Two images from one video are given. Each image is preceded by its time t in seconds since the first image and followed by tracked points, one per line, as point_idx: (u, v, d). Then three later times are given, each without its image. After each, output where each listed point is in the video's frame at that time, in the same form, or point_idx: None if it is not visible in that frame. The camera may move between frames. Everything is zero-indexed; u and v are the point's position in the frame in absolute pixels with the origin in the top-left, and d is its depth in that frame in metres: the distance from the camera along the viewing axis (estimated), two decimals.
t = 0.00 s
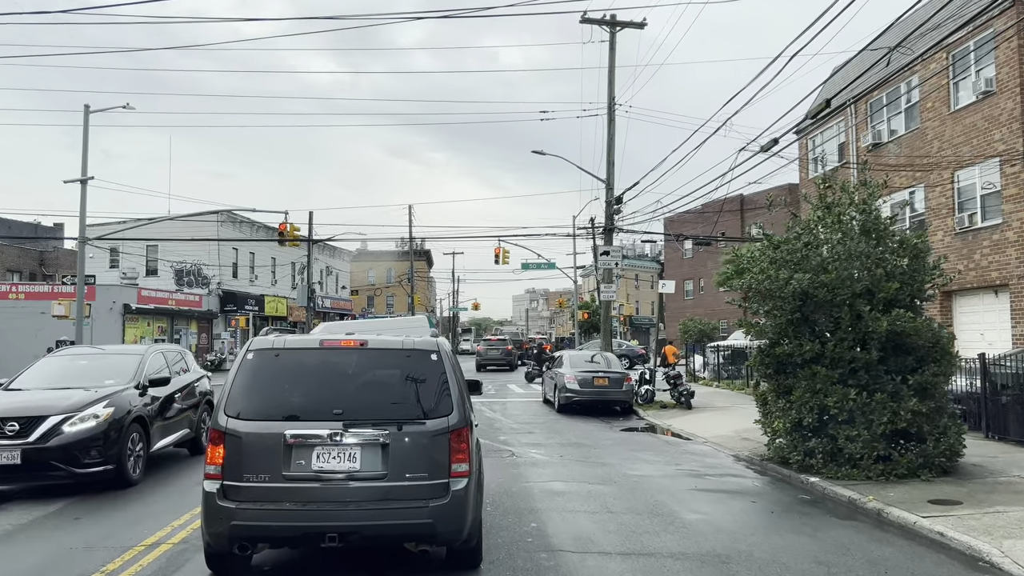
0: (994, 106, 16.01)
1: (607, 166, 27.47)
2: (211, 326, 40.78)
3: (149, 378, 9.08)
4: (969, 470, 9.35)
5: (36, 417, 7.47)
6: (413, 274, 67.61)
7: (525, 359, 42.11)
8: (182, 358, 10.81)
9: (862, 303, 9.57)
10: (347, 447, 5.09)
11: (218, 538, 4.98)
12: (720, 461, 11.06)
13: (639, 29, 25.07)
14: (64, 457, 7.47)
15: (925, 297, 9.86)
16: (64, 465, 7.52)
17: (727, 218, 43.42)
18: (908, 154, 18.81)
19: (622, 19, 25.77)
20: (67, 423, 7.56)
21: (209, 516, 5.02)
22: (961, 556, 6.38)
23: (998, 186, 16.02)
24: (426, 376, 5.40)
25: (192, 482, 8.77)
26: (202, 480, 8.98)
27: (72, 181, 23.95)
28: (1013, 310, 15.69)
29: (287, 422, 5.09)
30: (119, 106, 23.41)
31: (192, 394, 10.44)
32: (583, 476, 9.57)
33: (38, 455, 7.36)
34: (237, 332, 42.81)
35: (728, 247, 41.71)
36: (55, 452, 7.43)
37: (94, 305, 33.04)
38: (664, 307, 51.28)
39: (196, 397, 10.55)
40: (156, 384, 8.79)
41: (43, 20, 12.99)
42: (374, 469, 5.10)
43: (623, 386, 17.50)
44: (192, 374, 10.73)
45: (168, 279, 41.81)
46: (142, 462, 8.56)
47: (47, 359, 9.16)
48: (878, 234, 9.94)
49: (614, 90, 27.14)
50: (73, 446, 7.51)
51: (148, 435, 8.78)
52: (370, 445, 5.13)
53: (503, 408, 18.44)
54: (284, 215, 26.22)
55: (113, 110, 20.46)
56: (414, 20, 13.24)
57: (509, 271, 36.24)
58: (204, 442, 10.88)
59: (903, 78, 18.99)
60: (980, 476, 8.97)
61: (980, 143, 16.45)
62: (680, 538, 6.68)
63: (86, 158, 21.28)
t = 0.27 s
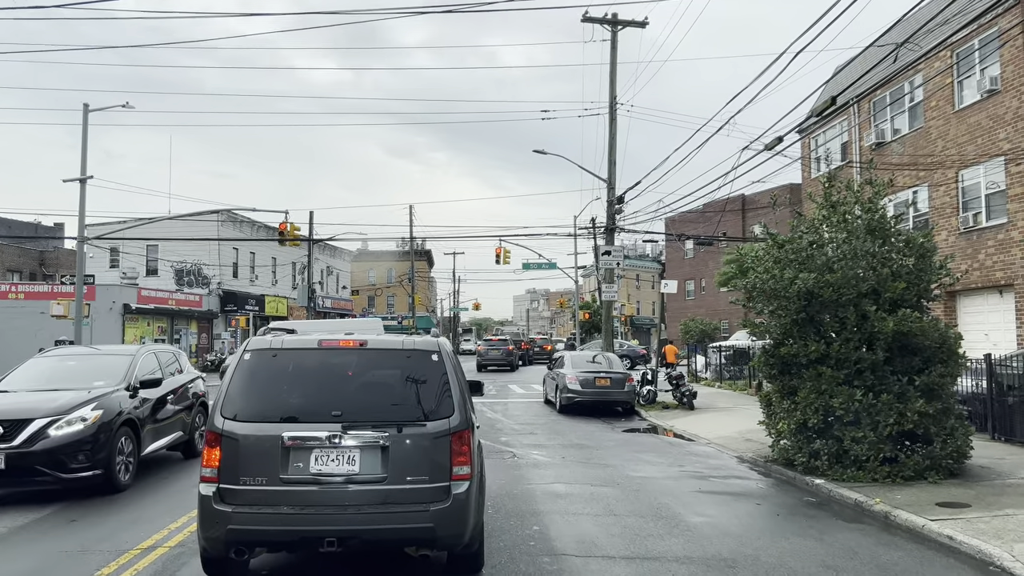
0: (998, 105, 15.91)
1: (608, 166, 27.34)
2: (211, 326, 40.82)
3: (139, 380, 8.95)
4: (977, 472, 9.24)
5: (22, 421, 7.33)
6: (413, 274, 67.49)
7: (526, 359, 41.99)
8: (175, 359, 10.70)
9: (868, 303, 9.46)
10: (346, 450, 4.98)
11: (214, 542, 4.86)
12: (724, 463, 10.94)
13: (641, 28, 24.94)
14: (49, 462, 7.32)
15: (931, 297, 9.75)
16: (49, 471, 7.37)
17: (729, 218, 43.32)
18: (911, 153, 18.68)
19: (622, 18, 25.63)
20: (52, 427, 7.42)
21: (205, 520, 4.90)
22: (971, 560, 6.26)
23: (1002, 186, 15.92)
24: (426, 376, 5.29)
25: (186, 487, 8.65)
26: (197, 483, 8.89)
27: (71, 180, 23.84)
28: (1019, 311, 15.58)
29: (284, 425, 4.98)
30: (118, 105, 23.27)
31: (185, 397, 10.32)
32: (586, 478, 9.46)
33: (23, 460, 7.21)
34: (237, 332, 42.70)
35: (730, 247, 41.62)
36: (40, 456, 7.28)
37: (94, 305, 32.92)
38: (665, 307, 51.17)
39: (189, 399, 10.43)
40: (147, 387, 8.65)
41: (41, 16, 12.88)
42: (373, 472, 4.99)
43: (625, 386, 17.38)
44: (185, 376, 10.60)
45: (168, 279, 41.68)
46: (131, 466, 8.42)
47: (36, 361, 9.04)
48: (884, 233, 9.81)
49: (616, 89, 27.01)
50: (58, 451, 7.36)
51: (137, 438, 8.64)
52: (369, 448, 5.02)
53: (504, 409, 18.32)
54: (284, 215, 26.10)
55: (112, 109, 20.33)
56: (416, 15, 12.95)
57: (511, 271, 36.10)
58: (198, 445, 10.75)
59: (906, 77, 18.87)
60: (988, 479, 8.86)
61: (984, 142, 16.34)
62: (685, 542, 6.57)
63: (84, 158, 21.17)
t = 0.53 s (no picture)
0: (1002, 104, 15.83)
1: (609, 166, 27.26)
2: (211, 326, 40.80)
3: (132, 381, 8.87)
4: (981, 474, 9.17)
5: (13, 423, 7.26)
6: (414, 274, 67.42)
7: (527, 360, 41.91)
8: (170, 360, 10.63)
9: (872, 303, 9.37)
10: (344, 452, 4.91)
11: (210, 545, 4.78)
12: (726, 464, 10.87)
13: (642, 27, 24.86)
14: (40, 466, 7.25)
15: (935, 297, 9.67)
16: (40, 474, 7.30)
17: (730, 218, 43.25)
18: (914, 153, 18.59)
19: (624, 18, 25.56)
20: (41, 429, 7.33)
21: (202, 523, 4.82)
22: (978, 563, 6.18)
23: (1005, 186, 15.85)
24: (426, 377, 5.21)
25: (182, 489, 8.62)
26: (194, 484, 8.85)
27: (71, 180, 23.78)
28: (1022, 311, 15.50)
29: (280, 426, 4.91)
30: (118, 104, 23.22)
31: (180, 398, 10.25)
32: (587, 479, 9.39)
33: (11, 463, 7.13)
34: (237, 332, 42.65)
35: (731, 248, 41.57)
36: (31, 460, 7.21)
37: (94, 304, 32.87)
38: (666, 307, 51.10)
39: (184, 400, 10.37)
40: (140, 388, 8.58)
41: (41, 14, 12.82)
42: (373, 474, 4.92)
43: (626, 387, 17.32)
44: (180, 377, 10.56)
45: (169, 279, 41.61)
46: (124, 469, 8.35)
47: (28, 361, 8.97)
48: (888, 233, 9.73)
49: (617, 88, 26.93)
50: (49, 454, 7.29)
51: (130, 441, 8.56)
52: (369, 449, 4.95)
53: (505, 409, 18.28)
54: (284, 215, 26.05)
55: (112, 109, 20.28)
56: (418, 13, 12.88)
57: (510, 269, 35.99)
58: (192, 447, 10.68)
59: (909, 76, 18.79)
60: (993, 480, 8.79)
61: (987, 142, 16.27)
62: (688, 544, 6.49)
63: (84, 157, 21.10)
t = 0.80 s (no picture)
0: (1004, 103, 15.78)
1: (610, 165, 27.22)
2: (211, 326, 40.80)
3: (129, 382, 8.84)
4: (984, 475, 9.13)
5: (8, 424, 7.22)
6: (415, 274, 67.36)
7: (527, 360, 41.88)
8: (168, 360, 10.61)
9: (874, 303, 9.33)
10: (343, 453, 4.87)
11: (209, 547, 4.74)
12: (728, 464, 10.84)
13: (643, 27, 24.82)
14: (35, 468, 7.22)
15: (939, 298, 9.63)
16: (35, 477, 7.25)
17: (731, 218, 43.22)
18: (915, 152, 18.55)
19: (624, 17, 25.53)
20: (35, 431, 7.30)
21: (201, 525, 4.78)
22: (981, 565, 6.13)
23: (1007, 185, 15.81)
24: (427, 378, 5.18)
25: (181, 490, 8.60)
26: (193, 485, 8.83)
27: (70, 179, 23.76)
28: None
29: (279, 427, 4.87)
30: (118, 103, 23.23)
31: (178, 399, 10.23)
32: (588, 480, 9.35)
33: (6, 465, 7.09)
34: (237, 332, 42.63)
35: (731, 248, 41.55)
36: (26, 461, 7.17)
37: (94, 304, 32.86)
38: (666, 308, 51.07)
39: (182, 401, 10.35)
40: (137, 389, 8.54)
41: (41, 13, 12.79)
42: (373, 475, 4.88)
43: (627, 387, 17.28)
44: (177, 377, 10.53)
45: (169, 279, 41.57)
46: (120, 471, 8.31)
47: (24, 361, 8.94)
48: (890, 232, 9.69)
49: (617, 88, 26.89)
50: (43, 455, 7.25)
51: (127, 442, 8.54)
52: (368, 451, 4.91)
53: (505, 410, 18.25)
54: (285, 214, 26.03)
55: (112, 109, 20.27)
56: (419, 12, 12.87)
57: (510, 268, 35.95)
58: (190, 448, 10.65)
59: (911, 75, 18.75)
60: (996, 481, 8.75)
61: (989, 142, 16.23)
62: (690, 546, 6.45)
63: (84, 157, 21.08)
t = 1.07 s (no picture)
0: (1004, 103, 15.77)
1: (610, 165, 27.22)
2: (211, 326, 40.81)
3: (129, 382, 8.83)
4: (985, 475, 9.12)
5: (7, 425, 7.21)
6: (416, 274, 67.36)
7: (528, 360, 41.87)
8: (167, 360, 10.60)
9: (875, 303, 9.31)
10: (343, 452, 4.86)
11: (210, 546, 4.74)
12: (729, 464, 10.82)
13: (643, 27, 24.81)
14: (34, 468, 7.21)
15: (940, 298, 9.62)
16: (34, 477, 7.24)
17: (731, 218, 43.22)
18: (916, 152, 18.54)
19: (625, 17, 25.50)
20: (35, 431, 7.29)
21: (201, 524, 4.77)
22: (982, 566, 6.12)
23: (1008, 185, 15.80)
24: (427, 378, 5.17)
25: (182, 490, 8.62)
26: (193, 485, 8.83)
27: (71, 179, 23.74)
28: None
29: (279, 426, 4.86)
30: (119, 103, 23.24)
31: (177, 399, 10.23)
32: (588, 480, 9.34)
33: (5, 465, 7.09)
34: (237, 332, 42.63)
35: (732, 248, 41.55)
36: (25, 462, 7.16)
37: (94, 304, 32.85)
38: (666, 307, 51.07)
39: (182, 401, 10.35)
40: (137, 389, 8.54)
41: (41, 13, 12.77)
42: (373, 474, 4.87)
43: (627, 387, 17.27)
44: (177, 377, 10.53)
45: (169, 279, 41.56)
46: (119, 471, 8.30)
47: (24, 361, 8.93)
48: (891, 233, 9.69)
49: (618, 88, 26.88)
50: (42, 456, 7.24)
51: (126, 442, 8.53)
52: (369, 450, 4.90)
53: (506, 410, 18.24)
54: (286, 214, 26.01)
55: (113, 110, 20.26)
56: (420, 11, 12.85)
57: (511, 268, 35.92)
58: (190, 448, 10.65)
59: (911, 75, 18.75)
60: (997, 481, 8.74)
61: (990, 142, 16.21)
62: (690, 547, 6.43)
63: (84, 157, 21.05)
